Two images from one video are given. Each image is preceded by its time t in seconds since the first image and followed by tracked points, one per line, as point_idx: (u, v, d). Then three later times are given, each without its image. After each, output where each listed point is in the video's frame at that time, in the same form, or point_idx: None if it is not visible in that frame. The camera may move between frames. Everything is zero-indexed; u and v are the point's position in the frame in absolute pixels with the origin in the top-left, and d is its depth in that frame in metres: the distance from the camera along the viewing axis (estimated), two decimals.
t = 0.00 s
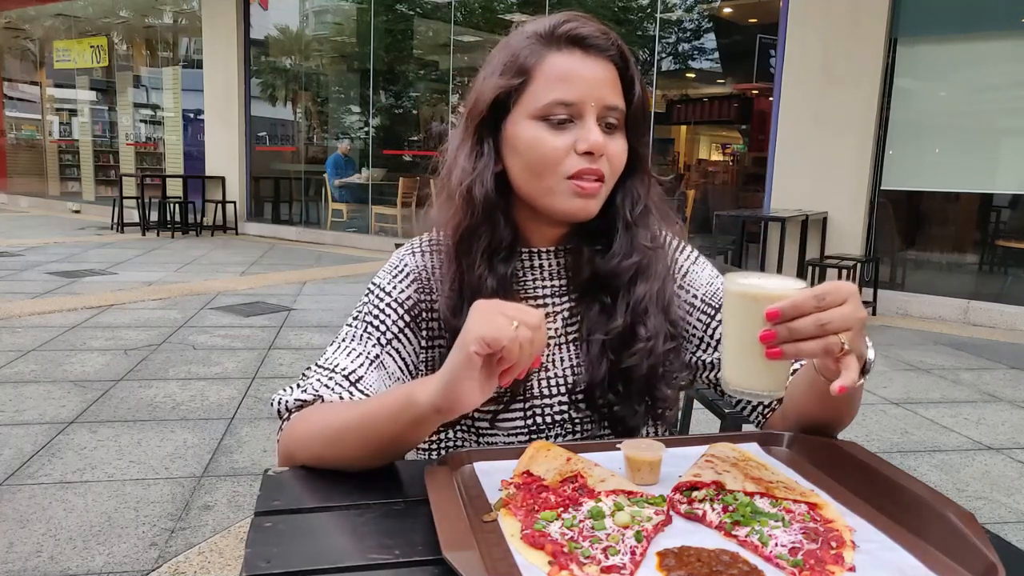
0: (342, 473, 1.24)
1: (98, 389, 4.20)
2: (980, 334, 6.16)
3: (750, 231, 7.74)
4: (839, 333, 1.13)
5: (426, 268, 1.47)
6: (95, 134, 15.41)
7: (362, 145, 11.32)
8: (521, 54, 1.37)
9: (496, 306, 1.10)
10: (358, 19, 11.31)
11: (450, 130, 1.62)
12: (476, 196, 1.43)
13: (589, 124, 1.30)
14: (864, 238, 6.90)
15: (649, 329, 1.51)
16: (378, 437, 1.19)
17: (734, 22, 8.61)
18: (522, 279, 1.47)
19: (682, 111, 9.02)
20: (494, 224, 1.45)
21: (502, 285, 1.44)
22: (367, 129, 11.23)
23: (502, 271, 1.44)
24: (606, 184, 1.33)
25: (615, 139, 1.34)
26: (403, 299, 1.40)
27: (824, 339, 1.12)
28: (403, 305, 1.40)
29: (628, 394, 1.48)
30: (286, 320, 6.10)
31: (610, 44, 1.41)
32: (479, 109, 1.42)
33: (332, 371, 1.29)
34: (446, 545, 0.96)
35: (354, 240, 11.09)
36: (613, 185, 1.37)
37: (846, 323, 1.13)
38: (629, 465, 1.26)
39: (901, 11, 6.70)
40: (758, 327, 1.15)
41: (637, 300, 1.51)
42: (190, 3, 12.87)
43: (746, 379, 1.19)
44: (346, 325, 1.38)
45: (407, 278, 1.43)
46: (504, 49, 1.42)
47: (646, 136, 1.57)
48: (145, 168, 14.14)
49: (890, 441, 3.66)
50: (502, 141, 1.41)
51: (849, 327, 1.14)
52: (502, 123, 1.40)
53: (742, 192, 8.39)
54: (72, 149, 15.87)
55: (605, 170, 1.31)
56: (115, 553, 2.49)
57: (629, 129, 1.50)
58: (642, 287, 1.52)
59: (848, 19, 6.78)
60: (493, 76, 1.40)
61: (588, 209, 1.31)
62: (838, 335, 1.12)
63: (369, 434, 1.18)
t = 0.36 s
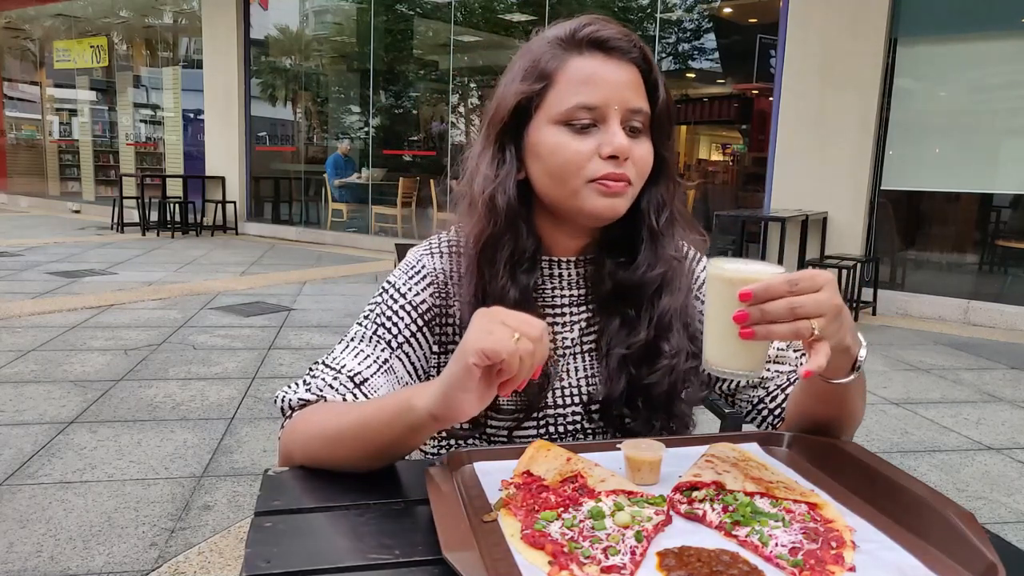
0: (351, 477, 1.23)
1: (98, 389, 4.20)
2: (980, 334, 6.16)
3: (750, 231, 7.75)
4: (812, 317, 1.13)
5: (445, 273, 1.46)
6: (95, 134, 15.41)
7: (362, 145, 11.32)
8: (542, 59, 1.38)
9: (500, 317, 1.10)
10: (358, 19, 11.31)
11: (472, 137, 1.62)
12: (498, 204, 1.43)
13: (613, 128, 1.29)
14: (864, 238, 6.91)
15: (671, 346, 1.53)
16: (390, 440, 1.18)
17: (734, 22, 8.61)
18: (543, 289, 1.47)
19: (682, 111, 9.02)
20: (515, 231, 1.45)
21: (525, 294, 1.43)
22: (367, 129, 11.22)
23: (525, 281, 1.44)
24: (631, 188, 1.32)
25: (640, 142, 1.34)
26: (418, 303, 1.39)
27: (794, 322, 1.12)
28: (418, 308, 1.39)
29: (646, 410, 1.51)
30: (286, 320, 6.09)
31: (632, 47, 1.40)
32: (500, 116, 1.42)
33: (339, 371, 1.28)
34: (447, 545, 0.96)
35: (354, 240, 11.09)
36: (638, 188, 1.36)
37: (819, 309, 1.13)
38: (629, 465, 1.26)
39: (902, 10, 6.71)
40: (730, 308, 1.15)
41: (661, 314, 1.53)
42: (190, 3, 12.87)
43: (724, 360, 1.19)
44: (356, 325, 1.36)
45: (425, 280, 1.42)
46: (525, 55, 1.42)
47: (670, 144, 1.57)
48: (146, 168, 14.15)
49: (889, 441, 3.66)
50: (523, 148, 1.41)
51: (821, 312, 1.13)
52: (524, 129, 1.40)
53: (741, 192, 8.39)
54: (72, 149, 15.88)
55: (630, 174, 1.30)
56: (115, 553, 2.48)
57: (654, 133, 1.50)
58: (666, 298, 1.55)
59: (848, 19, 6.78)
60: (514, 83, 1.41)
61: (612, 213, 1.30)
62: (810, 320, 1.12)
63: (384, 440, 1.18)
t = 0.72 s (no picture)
0: (351, 477, 1.23)
1: (98, 389, 4.20)
2: (980, 334, 6.16)
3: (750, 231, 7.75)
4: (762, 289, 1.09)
5: (444, 272, 1.46)
6: (95, 134, 15.41)
7: (362, 145, 11.31)
8: (541, 61, 1.37)
9: (497, 317, 1.10)
10: (358, 19, 11.30)
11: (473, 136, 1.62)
12: (497, 205, 1.44)
13: (612, 131, 1.28)
14: (864, 238, 6.91)
15: (671, 348, 1.54)
16: (391, 441, 1.18)
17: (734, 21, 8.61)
18: (544, 289, 1.47)
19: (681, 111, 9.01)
20: (515, 231, 1.44)
21: (524, 295, 1.44)
22: (367, 129, 11.22)
23: (525, 281, 1.44)
24: (630, 191, 1.32)
25: (639, 144, 1.33)
26: (418, 303, 1.39)
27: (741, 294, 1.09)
28: (417, 308, 1.39)
29: (645, 410, 1.51)
30: (286, 320, 6.09)
31: (632, 47, 1.39)
32: (499, 117, 1.42)
33: (338, 371, 1.28)
34: (446, 546, 0.96)
35: (355, 240, 11.10)
36: (636, 191, 1.36)
37: (767, 280, 1.09)
38: (629, 466, 1.26)
39: (902, 10, 6.71)
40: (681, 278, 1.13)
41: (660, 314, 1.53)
42: (190, 3, 12.88)
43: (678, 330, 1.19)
44: (354, 325, 1.36)
45: (424, 280, 1.42)
46: (525, 55, 1.42)
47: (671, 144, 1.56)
48: (145, 168, 14.15)
49: (889, 441, 3.65)
50: (523, 149, 1.41)
51: (771, 283, 1.09)
52: (524, 131, 1.39)
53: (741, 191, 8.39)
54: (72, 149, 15.88)
55: (629, 178, 1.29)
56: (115, 553, 2.49)
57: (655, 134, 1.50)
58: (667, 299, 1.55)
59: (848, 19, 6.77)
60: (514, 84, 1.40)
61: (609, 216, 1.30)
62: (758, 291, 1.09)
63: (386, 440, 1.18)
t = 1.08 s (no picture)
0: (350, 476, 1.23)
1: (98, 390, 4.20)
2: (979, 334, 6.16)
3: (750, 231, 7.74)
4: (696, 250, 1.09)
5: (434, 269, 1.46)
6: (95, 134, 15.41)
7: (362, 145, 11.31)
8: (523, 59, 1.36)
9: (501, 323, 1.11)
10: (358, 19, 11.30)
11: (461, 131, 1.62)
12: (484, 202, 1.44)
13: (593, 129, 1.27)
14: (864, 238, 6.91)
15: (660, 339, 1.53)
16: (392, 443, 1.18)
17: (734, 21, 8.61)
18: (535, 284, 1.47)
19: (681, 111, 9.08)
20: (502, 228, 1.44)
21: (513, 290, 1.43)
22: (367, 129, 11.22)
23: (512, 276, 1.43)
24: (612, 188, 1.31)
25: (621, 142, 1.32)
26: (412, 301, 1.39)
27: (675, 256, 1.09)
28: (412, 306, 1.39)
29: (638, 403, 1.52)
30: (286, 320, 6.09)
31: (615, 43, 1.38)
32: (484, 114, 1.42)
33: (335, 371, 1.28)
34: (445, 545, 0.96)
35: (355, 240, 11.10)
36: (620, 188, 1.35)
37: (703, 243, 1.09)
38: (629, 466, 1.26)
39: (902, 10, 6.71)
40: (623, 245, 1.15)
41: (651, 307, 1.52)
42: (190, 3, 12.88)
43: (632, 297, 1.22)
44: (351, 324, 1.37)
45: (416, 277, 1.42)
46: (509, 52, 1.41)
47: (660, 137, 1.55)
48: (145, 168, 14.15)
49: (889, 441, 3.66)
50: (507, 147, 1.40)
51: (707, 245, 1.09)
52: (508, 128, 1.39)
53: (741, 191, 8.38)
54: (72, 149, 15.89)
55: (610, 176, 1.29)
56: (115, 553, 2.48)
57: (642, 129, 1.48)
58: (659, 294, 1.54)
59: (848, 19, 6.77)
60: (498, 82, 1.40)
61: (591, 213, 1.29)
62: (691, 254, 1.09)
63: (389, 441, 1.18)
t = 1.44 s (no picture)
0: (349, 477, 1.22)
1: (98, 389, 4.20)
2: (980, 334, 6.16)
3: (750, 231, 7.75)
4: (662, 245, 1.11)
5: (433, 270, 1.47)
6: (95, 134, 15.41)
7: (362, 145, 11.32)
8: (521, 63, 1.36)
9: (506, 328, 1.11)
10: (358, 19, 11.30)
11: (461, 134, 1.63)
12: (481, 206, 1.44)
13: (590, 134, 1.27)
14: (864, 238, 6.91)
15: (658, 344, 1.53)
16: (394, 446, 1.19)
17: (734, 21, 8.61)
18: (536, 287, 1.46)
19: (681, 111, 9.07)
20: (500, 232, 1.44)
21: (512, 294, 1.43)
22: (367, 129, 11.22)
23: (511, 280, 1.43)
24: (609, 194, 1.30)
25: (619, 147, 1.31)
26: (413, 301, 1.40)
27: (641, 252, 1.11)
28: (413, 307, 1.39)
29: (636, 407, 1.52)
30: (286, 320, 6.09)
31: (614, 46, 1.37)
32: (482, 119, 1.42)
33: (336, 370, 1.28)
34: (445, 546, 0.96)
35: (355, 240, 11.10)
36: (619, 193, 1.34)
37: (668, 238, 1.10)
38: (628, 466, 1.26)
39: (901, 11, 6.71)
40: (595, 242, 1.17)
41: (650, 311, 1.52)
42: (190, 3, 12.87)
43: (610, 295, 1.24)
44: (352, 324, 1.36)
45: (416, 279, 1.43)
46: (507, 56, 1.41)
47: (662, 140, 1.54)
48: (145, 168, 14.16)
49: (890, 441, 3.66)
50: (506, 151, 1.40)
51: (672, 240, 1.11)
52: (506, 133, 1.39)
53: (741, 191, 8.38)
54: (72, 149, 15.89)
55: (607, 181, 1.28)
56: (115, 553, 2.49)
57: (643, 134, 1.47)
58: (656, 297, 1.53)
59: (849, 19, 6.77)
60: (496, 86, 1.40)
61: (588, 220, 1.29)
62: (656, 250, 1.11)
63: (393, 443, 1.18)
